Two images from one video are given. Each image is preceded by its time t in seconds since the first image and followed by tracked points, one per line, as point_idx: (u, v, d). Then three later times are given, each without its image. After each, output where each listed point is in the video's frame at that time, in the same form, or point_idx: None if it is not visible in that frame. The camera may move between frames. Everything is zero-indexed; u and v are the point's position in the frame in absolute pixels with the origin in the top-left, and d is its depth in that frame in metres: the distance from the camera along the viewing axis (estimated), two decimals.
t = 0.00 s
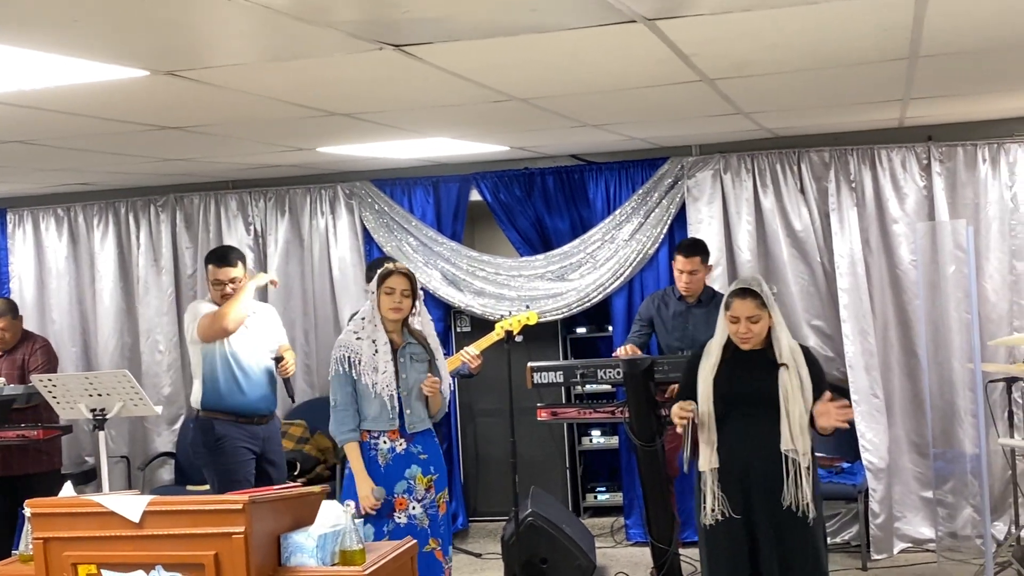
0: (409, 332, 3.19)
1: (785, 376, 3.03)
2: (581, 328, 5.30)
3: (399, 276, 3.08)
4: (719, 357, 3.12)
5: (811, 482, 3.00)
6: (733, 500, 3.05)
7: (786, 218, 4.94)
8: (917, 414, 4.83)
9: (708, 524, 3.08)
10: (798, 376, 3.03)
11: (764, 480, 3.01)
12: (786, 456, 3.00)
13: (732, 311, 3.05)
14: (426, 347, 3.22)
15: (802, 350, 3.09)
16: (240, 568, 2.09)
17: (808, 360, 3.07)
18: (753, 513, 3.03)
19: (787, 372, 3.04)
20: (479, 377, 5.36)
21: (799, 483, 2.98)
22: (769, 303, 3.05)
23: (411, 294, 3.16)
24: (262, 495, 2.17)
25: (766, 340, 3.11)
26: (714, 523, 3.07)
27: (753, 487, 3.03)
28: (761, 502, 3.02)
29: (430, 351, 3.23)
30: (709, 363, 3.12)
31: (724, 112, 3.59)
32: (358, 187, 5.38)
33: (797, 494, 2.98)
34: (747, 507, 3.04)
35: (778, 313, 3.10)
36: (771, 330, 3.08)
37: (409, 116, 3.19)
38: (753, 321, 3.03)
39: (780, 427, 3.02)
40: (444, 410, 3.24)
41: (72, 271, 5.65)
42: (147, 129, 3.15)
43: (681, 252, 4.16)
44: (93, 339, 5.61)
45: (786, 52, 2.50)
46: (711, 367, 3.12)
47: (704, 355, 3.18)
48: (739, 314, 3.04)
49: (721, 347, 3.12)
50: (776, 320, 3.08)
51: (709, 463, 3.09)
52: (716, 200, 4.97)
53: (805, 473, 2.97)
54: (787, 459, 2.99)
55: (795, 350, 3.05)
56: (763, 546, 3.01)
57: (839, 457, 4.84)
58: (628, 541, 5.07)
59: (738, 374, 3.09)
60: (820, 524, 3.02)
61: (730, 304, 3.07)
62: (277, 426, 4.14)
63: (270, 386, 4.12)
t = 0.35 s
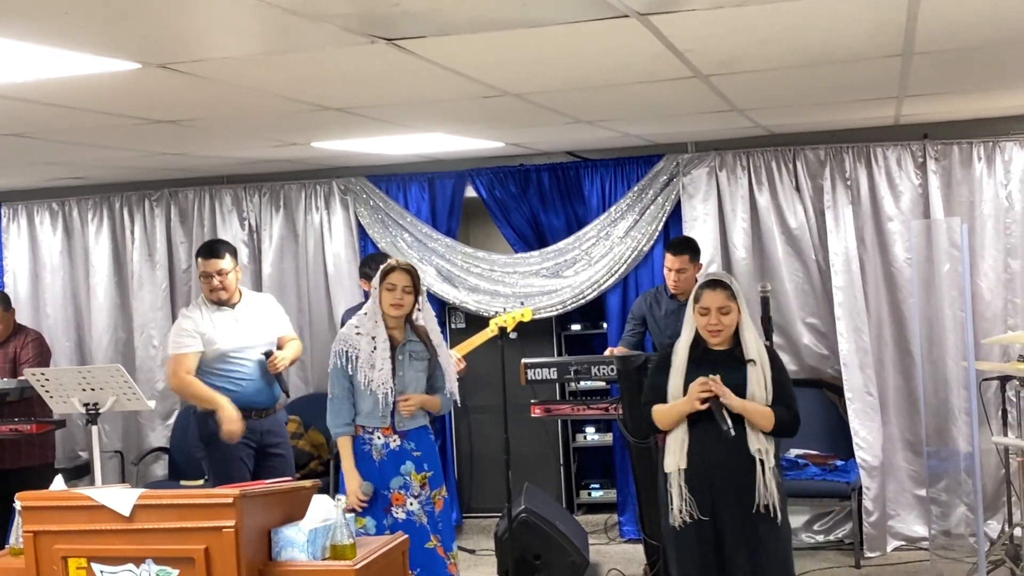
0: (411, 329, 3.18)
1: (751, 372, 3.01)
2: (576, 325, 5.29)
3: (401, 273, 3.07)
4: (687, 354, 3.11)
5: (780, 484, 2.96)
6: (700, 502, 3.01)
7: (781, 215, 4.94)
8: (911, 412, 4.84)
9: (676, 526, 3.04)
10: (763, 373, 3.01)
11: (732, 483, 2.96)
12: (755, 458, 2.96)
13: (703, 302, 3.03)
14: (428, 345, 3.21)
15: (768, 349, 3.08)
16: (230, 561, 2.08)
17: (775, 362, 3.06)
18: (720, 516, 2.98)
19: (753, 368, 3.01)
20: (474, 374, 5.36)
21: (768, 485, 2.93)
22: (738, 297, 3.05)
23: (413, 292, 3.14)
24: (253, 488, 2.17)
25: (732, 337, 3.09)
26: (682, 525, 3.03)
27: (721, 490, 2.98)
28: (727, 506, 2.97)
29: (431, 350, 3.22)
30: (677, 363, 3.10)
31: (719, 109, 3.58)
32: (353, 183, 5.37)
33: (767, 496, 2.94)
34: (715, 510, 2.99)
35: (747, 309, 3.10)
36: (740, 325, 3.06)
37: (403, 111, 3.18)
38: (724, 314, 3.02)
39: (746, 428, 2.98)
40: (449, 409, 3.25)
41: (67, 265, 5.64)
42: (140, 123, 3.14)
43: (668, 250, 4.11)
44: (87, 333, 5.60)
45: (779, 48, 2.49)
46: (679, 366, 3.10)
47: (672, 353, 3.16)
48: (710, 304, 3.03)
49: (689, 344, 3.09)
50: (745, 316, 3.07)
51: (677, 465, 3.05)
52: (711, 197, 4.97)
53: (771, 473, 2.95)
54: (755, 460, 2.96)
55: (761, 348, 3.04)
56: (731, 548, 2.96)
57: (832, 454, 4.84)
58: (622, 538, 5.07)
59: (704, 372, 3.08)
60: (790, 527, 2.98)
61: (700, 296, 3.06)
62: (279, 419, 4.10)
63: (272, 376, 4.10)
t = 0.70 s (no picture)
0: (401, 326, 3.22)
1: (733, 380, 2.89)
2: (582, 323, 5.30)
3: (382, 272, 3.13)
4: (671, 359, 3.01)
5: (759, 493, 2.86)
6: (673, 509, 2.94)
7: (789, 215, 4.94)
8: (917, 413, 4.83)
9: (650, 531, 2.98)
10: (746, 378, 2.91)
11: (705, 492, 2.88)
12: (731, 466, 2.87)
13: (686, 302, 2.96)
14: (419, 342, 3.24)
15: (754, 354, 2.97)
16: (233, 556, 2.10)
17: (763, 367, 2.98)
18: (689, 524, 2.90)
19: (735, 375, 2.90)
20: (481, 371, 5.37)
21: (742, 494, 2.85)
22: (722, 297, 2.97)
23: (397, 291, 3.18)
24: (257, 485, 2.18)
25: (717, 340, 2.99)
26: (655, 530, 2.97)
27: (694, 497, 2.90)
28: (699, 514, 2.89)
29: (422, 346, 3.24)
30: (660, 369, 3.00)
31: (726, 108, 3.58)
32: (361, 179, 5.38)
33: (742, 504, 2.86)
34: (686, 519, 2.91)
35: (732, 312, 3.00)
36: (723, 327, 2.96)
37: (409, 109, 3.18)
38: (705, 313, 2.94)
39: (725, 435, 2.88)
40: (443, 407, 3.21)
41: (76, 259, 5.67)
42: (148, 119, 3.16)
43: (671, 248, 4.10)
44: (96, 327, 5.63)
45: (784, 48, 2.49)
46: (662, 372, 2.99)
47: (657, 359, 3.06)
48: (692, 304, 2.95)
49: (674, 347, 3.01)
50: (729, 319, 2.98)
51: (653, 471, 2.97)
52: (719, 196, 4.96)
53: (749, 483, 2.85)
54: (731, 468, 2.87)
55: (746, 353, 2.93)
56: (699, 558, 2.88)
57: (839, 455, 4.82)
58: (626, 536, 5.08)
59: (688, 377, 2.97)
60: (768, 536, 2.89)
61: (684, 296, 2.99)
62: (285, 415, 4.09)
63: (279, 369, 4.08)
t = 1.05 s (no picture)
0: (375, 327, 3.21)
1: (740, 377, 2.91)
2: (598, 324, 5.29)
3: (350, 274, 3.14)
4: (684, 359, 3.02)
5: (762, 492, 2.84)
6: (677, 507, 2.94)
7: (806, 218, 4.92)
8: (934, 418, 4.79)
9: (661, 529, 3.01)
10: (752, 376, 2.90)
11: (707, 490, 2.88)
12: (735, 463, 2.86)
13: (699, 300, 2.96)
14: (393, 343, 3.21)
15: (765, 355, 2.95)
16: (242, 554, 2.11)
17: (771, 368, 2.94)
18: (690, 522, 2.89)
19: (744, 372, 2.91)
20: (495, 370, 5.38)
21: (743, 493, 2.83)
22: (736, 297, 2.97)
23: (368, 292, 3.17)
24: (267, 484, 2.19)
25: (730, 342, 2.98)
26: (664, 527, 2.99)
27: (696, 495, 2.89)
28: (701, 513, 2.88)
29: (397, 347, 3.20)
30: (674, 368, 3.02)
31: (743, 112, 3.57)
32: (379, 179, 5.40)
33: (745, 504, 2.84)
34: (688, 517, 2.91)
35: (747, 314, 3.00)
36: (737, 328, 2.96)
37: (424, 110, 3.19)
38: (720, 311, 2.93)
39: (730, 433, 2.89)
40: (413, 411, 3.13)
41: (96, 255, 5.72)
42: (166, 119, 3.18)
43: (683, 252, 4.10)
44: (116, 324, 5.68)
45: (798, 53, 2.48)
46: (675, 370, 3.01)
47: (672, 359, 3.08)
48: (705, 302, 2.95)
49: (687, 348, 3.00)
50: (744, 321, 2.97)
51: (664, 468, 3.00)
52: (736, 198, 4.95)
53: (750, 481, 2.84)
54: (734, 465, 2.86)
55: (757, 351, 2.92)
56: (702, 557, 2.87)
57: (854, 459, 4.82)
58: (640, 538, 5.07)
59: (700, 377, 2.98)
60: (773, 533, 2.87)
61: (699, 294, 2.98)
62: (291, 411, 4.10)
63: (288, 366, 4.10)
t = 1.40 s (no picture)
0: (360, 330, 3.36)
1: (779, 382, 2.86)
2: (619, 327, 5.27)
3: (333, 278, 3.27)
4: (717, 364, 2.95)
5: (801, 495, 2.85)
6: (716, 511, 2.91)
7: (829, 223, 4.87)
8: (957, 425, 4.73)
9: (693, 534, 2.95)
10: (795, 382, 2.87)
11: (750, 494, 2.86)
12: (779, 467, 2.84)
13: (728, 304, 2.92)
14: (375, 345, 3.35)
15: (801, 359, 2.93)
16: (253, 555, 2.12)
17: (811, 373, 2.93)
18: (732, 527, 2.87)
19: (784, 378, 2.86)
20: (514, 372, 5.36)
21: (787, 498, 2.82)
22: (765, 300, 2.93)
23: (352, 296, 3.30)
24: (278, 484, 2.20)
25: (761, 344, 2.94)
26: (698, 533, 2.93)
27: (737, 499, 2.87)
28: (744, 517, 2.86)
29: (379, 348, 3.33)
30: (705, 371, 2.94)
31: (763, 116, 3.54)
32: (400, 180, 5.41)
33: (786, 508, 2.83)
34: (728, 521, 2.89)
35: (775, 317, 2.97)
36: (768, 331, 2.93)
37: (442, 112, 3.19)
38: (750, 315, 2.90)
39: (775, 437, 2.84)
40: (394, 413, 3.29)
41: (119, 254, 5.77)
42: (185, 119, 3.20)
43: (703, 260, 4.06)
44: (138, 322, 5.73)
45: (815, 57, 2.46)
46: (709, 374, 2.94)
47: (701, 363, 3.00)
48: (735, 306, 2.91)
49: (719, 353, 2.94)
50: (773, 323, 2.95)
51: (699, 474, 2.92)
52: (759, 203, 4.91)
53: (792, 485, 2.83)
54: (778, 469, 2.84)
55: (792, 356, 2.89)
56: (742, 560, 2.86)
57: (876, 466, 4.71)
58: (658, 543, 5.04)
59: (734, 381, 2.93)
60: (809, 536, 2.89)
61: (729, 297, 2.94)
62: (286, 409, 4.12)
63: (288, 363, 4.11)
